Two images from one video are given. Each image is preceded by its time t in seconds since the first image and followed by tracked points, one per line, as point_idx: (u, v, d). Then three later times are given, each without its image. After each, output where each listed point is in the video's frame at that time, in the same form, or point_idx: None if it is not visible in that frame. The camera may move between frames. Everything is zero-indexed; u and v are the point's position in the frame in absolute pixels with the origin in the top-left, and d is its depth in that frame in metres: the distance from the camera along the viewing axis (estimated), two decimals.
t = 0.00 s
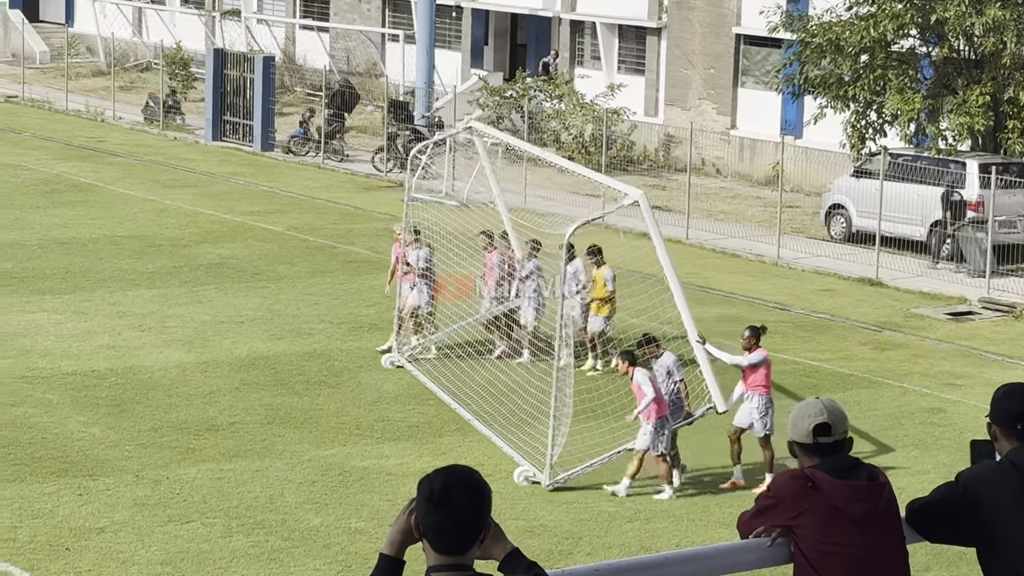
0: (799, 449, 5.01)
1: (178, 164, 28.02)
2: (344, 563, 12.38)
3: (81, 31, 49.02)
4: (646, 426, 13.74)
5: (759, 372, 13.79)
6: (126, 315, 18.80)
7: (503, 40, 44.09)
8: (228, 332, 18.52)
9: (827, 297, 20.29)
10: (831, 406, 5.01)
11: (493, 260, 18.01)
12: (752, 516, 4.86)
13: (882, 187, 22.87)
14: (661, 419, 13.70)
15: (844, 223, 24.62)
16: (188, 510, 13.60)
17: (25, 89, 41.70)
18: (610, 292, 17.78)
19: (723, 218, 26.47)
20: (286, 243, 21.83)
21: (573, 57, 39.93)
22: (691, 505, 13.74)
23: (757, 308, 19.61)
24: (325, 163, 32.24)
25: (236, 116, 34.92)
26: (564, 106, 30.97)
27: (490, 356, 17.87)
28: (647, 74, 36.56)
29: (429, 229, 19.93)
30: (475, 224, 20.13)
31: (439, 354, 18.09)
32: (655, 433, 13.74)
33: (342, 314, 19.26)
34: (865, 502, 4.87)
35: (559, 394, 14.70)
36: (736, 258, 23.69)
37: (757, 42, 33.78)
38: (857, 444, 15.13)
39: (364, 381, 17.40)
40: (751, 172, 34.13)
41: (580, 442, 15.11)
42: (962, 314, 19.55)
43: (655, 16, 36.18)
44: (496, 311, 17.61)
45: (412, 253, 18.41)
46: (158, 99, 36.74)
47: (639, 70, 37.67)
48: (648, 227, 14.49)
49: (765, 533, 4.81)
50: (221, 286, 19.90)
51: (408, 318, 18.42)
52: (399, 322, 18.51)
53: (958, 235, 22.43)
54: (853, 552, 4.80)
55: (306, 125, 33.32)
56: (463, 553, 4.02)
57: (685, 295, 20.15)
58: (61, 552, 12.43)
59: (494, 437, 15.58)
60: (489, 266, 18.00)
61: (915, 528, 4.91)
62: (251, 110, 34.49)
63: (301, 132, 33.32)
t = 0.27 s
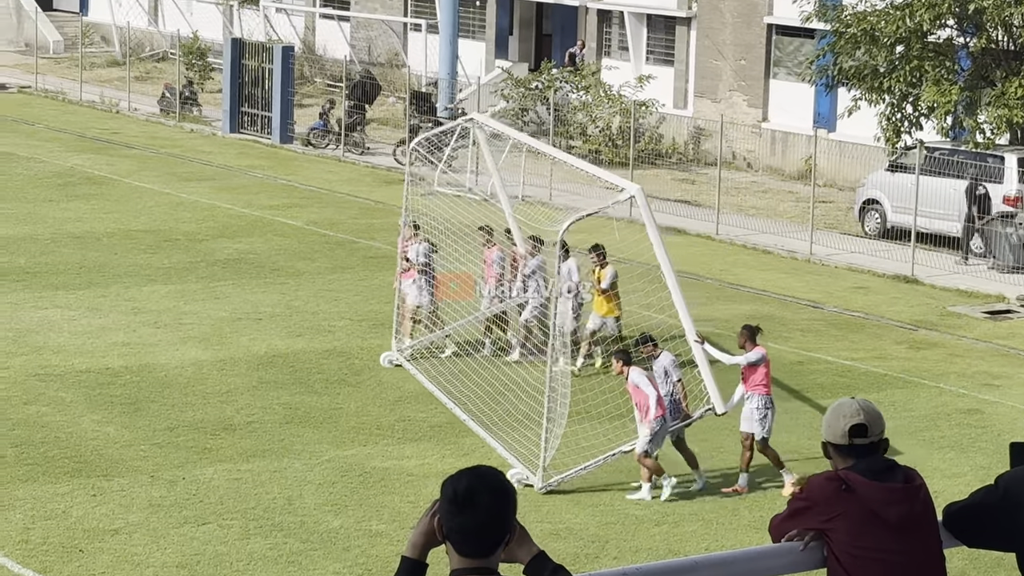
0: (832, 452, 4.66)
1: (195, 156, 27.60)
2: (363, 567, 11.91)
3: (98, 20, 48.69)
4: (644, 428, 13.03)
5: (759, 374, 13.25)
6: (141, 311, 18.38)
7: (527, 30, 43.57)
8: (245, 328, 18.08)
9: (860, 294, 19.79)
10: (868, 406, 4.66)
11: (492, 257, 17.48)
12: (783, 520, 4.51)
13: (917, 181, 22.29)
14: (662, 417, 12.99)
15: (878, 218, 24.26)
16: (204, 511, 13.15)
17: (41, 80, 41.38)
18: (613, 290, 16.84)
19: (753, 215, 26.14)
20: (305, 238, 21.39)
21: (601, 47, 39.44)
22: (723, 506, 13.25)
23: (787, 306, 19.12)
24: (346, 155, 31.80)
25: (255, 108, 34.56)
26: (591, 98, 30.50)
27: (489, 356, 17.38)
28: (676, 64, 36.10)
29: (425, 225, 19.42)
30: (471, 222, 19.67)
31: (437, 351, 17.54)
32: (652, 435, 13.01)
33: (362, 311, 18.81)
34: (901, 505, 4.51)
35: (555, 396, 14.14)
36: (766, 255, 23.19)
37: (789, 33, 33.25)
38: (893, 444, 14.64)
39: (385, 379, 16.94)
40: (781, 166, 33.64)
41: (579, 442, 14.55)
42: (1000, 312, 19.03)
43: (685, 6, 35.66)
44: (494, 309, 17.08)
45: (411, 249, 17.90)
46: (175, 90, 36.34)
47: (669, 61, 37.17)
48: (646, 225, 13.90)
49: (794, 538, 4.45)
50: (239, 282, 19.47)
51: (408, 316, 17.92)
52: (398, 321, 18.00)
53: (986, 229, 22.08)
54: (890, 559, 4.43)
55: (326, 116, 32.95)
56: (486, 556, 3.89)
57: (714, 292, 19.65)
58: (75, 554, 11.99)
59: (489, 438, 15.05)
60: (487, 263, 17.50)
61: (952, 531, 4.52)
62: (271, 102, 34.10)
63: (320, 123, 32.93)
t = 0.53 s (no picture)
0: (864, 454, 4.50)
1: (214, 149, 27.28)
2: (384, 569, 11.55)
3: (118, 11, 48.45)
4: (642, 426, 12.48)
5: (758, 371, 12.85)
6: (158, 307, 18.05)
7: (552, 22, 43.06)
8: (265, 325, 17.74)
9: (892, 292, 19.38)
10: (900, 406, 4.49)
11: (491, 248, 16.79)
12: (815, 522, 4.37)
13: (952, 177, 21.83)
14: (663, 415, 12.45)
15: (912, 214, 23.86)
16: (221, 511, 12.80)
17: (57, 71, 41.09)
18: (608, 287, 16.26)
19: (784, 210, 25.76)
20: (325, 233, 21.05)
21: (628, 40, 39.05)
22: (754, 507, 12.87)
23: (818, 303, 18.72)
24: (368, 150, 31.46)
25: (276, 100, 34.24)
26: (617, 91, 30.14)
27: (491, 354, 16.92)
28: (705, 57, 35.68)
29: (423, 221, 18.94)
30: (471, 215, 19.18)
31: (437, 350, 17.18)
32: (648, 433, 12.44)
33: (384, 307, 18.46)
34: (936, 506, 4.35)
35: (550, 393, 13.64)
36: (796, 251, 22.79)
37: (820, 25, 32.82)
38: (928, 444, 14.24)
39: (407, 376, 16.58)
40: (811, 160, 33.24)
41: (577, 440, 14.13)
42: None
43: None
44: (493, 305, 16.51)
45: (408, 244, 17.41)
46: (194, 82, 36.02)
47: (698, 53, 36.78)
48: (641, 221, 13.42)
49: (824, 542, 4.32)
50: (258, 278, 19.13)
51: (408, 310, 17.49)
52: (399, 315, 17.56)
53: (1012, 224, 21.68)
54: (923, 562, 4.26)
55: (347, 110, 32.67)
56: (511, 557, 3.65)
57: (743, 289, 19.27)
58: (90, 555, 11.65)
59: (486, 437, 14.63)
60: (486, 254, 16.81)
61: (989, 534, 4.27)
62: (291, 94, 33.78)
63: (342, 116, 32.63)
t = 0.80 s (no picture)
0: (896, 454, 4.60)
1: (235, 144, 27.10)
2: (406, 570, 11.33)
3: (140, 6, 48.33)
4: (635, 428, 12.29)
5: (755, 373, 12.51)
6: (179, 304, 17.87)
7: (580, 17, 43.08)
8: (286, 322, 17.55)
9: (921, 291, 19.14)
10: (932, 406, 4.58)
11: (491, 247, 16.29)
12: (844, 522, 4.51)
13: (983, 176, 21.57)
14: (655, 415, 12.22)
15: (942, 212, 23.64)
16: (243, 510, 12.60)
17: (78, 65, 40.95)
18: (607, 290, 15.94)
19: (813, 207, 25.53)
20: (348, 229, 20.86)
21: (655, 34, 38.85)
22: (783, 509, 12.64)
23: (846, 302, 18.48)
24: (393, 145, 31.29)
25: (298, 95, 34.07)
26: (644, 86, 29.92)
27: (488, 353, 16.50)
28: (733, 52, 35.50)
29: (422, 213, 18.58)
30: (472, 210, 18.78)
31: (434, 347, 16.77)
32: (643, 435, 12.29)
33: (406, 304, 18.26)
34: (968, 505, 4.45)
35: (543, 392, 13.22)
36: (824, 249, 22.55)
37: (850, 20, 32.58)
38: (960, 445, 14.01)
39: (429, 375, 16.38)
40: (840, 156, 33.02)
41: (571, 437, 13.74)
42: None
43: None
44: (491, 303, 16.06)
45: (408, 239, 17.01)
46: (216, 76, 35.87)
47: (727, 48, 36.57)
48: (640, 215, 13.15)
49: (856, 543, 4.44)
50: (280, 274, 18.94)
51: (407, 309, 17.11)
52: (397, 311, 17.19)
53: None
54: (952, 561, 4.36)
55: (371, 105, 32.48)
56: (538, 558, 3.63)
57: (771, 287, 19.04)
58: (110, 554, 11.46)
59: (479, 435, 14.35)
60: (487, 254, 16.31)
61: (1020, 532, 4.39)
62: (314, 89, 33.61)
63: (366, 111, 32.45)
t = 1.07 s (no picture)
0: (920, 453, 4.57)
1: (259, 142, 27.09)
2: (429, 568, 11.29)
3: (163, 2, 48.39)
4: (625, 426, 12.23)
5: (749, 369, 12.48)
6: (202, 301, 17.85)
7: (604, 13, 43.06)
8: (309, 320, 17.52)
9: (946, 291, 19.05)
10: (959, 405, 4.56)
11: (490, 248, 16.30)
12: (870, 523, 4.49)
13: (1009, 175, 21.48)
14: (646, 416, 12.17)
15: (968, 211, 23.57)
16: (266, 507, 12.57)
17: (101, 62, 41.00)
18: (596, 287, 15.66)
19: (838, 206, 25.46)
20: (371, 227, 20.83)
21: (680, 31, 38.76)
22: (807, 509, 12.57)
23: (870, 301, 18.41)
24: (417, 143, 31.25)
25: (321, 92, 34.07)
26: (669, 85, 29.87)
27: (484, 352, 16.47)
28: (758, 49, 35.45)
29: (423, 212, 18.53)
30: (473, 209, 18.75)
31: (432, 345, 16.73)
32: (635, 433, 12.19)
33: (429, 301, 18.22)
34: (993, 507, 4.43)
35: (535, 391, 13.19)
36: (849, 248, 22.47)
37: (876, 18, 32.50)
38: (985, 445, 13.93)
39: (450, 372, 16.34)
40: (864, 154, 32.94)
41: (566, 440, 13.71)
42: None
43: None
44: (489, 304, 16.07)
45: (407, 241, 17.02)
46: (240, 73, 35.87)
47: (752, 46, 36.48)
48: (629, 213, 13.00)
49: (881, 542, 4.41)
50: (303, 272, 18.92)
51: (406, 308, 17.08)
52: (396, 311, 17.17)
53: None
54: (975, 562, 4.33)
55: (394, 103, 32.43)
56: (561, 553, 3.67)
57: (794, 286, 18.96)
58: (133, 551, 11.43)
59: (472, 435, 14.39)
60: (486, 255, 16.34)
61: None
62: (338, 86, 33.60)
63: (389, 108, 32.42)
